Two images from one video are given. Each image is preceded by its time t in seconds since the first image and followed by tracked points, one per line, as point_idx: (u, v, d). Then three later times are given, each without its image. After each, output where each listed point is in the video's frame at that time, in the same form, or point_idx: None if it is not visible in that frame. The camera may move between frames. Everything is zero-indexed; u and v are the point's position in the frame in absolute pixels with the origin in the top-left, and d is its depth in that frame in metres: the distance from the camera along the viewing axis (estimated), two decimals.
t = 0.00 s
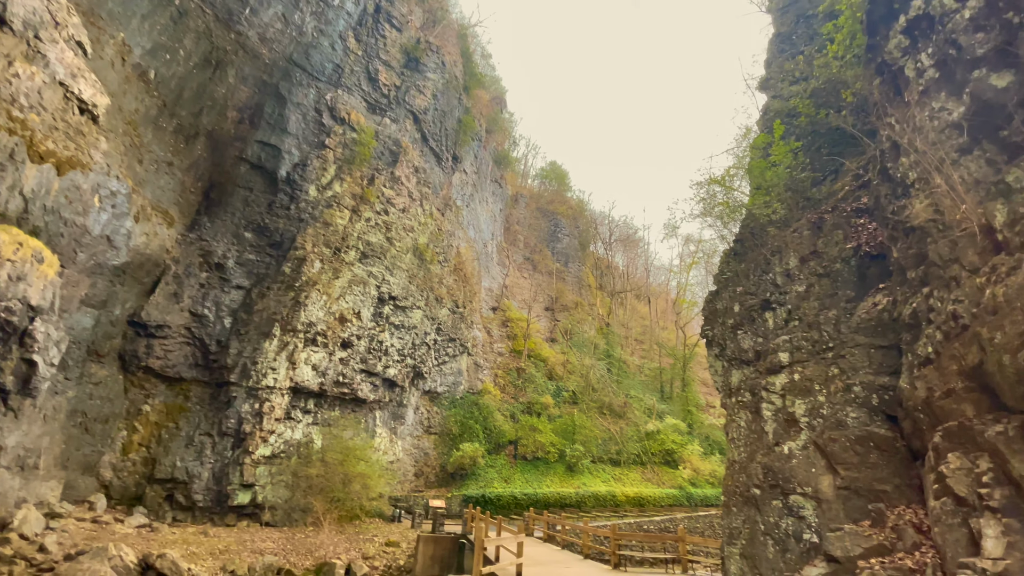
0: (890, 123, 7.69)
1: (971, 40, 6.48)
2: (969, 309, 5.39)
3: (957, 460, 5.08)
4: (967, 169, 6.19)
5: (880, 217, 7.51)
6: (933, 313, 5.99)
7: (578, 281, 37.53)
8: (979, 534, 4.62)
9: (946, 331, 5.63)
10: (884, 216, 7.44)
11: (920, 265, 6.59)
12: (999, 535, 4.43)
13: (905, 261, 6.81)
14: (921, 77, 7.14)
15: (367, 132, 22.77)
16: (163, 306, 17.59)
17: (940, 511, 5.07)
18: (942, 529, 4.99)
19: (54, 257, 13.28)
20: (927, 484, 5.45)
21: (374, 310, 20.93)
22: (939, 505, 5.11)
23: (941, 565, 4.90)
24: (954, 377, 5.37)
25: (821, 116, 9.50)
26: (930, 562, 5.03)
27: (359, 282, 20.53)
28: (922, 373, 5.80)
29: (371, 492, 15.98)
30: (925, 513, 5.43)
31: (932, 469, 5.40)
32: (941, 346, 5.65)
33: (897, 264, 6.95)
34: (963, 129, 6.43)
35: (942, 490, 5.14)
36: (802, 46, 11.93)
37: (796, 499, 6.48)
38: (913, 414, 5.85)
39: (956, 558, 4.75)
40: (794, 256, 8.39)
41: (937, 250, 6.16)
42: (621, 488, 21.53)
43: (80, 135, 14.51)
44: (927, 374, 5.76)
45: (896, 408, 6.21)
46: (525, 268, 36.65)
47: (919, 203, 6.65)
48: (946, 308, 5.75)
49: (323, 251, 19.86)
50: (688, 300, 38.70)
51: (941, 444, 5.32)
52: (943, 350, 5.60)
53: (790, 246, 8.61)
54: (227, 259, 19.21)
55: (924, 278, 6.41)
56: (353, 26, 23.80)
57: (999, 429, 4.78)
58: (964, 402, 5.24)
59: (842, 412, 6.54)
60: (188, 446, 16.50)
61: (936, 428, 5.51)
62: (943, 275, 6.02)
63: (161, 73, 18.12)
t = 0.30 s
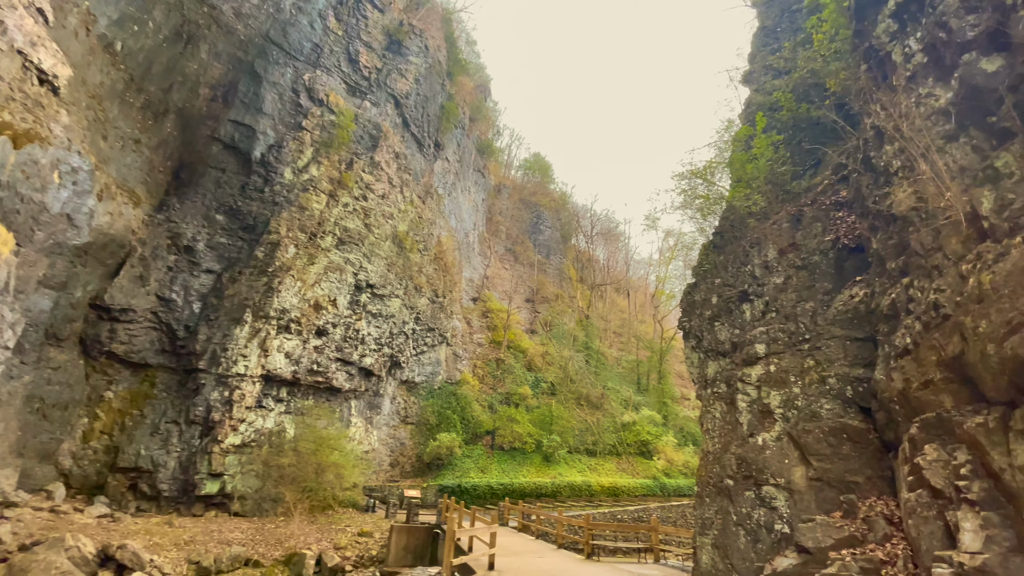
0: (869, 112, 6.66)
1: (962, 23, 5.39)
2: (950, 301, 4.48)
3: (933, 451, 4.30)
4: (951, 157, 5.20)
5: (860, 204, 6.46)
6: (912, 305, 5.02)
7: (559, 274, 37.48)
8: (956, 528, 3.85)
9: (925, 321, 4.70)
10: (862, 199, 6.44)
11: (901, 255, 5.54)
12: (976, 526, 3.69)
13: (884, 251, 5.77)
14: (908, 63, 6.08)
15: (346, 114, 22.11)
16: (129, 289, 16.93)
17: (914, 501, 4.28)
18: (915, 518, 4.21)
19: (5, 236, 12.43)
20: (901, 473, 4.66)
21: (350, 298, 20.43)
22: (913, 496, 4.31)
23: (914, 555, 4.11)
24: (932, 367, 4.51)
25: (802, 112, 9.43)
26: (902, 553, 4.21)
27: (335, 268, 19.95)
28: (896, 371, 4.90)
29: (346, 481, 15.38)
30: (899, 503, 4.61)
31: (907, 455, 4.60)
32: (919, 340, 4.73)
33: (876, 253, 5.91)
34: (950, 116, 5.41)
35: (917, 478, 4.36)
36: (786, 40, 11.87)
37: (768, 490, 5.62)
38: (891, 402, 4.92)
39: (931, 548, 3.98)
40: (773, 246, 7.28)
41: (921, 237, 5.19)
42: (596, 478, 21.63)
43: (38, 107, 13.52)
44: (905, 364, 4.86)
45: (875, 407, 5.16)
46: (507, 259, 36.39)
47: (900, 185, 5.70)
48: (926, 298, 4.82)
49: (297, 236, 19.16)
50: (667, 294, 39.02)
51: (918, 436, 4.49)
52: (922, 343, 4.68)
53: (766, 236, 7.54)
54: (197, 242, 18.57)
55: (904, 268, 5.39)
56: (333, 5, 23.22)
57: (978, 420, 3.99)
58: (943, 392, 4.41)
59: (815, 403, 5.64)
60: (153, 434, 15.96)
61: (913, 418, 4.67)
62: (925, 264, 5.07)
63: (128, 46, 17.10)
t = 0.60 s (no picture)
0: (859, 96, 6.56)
1: None
2: (940, 283, 4.32)
3: (917, 437, 4.15)
4: (943, 138, 5.02)
5: (845, 194, 6.35)
6: (898, 290, 4.91)
7: (539, 265, 37.37)
8: (941, 514, 3.71)
9: (913, 304, 4.57)
10: (846, 189, 6.33)
11: (887, 241, 5.43)
12: (962, 511, 3.54)
13: (869, 237, 5.66)
14: (901, 43, 5.89)
15: (324, 94, 21.38)
16: (90, 269, 16.01)
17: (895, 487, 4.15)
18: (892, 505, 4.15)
19: None
20: (876, 460, 4.66)
21: (326, 284, 19.94)
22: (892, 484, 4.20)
23: (892, 543, 4.04)
24: (918, 352, 4.36)
25: (785, 103, 9.35)
26: (879, 540, 4.15)
27: (311, 253, 19.40)
28: (880, 358, 4.77)
29: (318, 470, 15.18)
30: (874, 491, 4.60)
31: (888, 444, 4.48)
32: (907, 323, 4.58)
33: (861, 239, 5.79)
34: (945, 96, 5.22)
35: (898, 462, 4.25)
36: (770, 31, 11.76)
37: (744, 479, 5.59)
38: (872, 388, 4.78)
39: (910, 536, 3.88)
40: (753, 235, 7.22)
41: (911, 222, 4.99)
42: (572, 467, 21.70)
43: None
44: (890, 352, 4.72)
45: (856, 397, 5.04)
46: (488, 249, 35.98)
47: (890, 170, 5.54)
48: (914, 280, 4.68)
49: (272, 218, 18.49)
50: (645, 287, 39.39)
51: (902, 420, 4.34)
52: (909, 326, 4.54)
53: (749, 227, 7.44)
54: (164, 222, 17.71)
55: (890, 254, 5.26)
56: None
57: (967, 404, 3.81)
58: (928, 377, 4.24)
59: (794, 391, 5.57)
60: (115, 421, 15.23)
61: (895, 407, 4.53)
62: (915, 248, 4.88)
63: (92, 12, 15.78)
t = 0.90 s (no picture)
0: (849, 81, 6.40)
1: None
2: (932, 272, 4.20)
3: (903, 428, 4.00)
4: (937, 123, 4.93)
5: (828, 182, 6.34)
6: (885, 279, 4.79)
7: (519, 256, 37.14)
8: (927, 507, 3.58)
9: (900, 294, 4.45)
10: (830, 178, 6.30)
11: (873, 229, 5.33)
12: (951, 503, 3.41)
13: (854, 227, 5.57)
14: (897, 26, 5.74)
15: (300, 73, 20.56)
16: (45, 248, 14.99)
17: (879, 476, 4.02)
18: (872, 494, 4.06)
19: None
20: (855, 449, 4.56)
21: (299, 269, 19.37)
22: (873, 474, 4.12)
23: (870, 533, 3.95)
24: (905, 341, 4.23)
25: (769, 97, 9.25)
26: (857, 531, 4.04)
27: (283, 237, 18.80)
28: (863, 349, 4.67)
29: (289, 460, 14.57)
30: (851, 482, 4.52)
31: (871, 435, 4.36)
32: (893, 314, 4.47)
33: (845, 229, 5.72)
34: (941, 80, 5.11)
35: (882, 451, 4.15)
36: (754, 23, 11.65)
37: (721, 468, 5.56)
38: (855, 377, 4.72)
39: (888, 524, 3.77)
40: (735, 225, 7.12)
41: (901, 210, 4.93)
42: (547, 456, 21.75)
43: None
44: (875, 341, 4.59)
45: (835, 384, 5.04)
46: (467, 239, 35.47)
47: (880, 159, 5.43)
48: (903, 269, 4.57)
49: (243, 200, 17.80)
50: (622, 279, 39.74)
51: (886, 411, 4.24)
52: (896, 316, 4.42)
53: (731, 218, 7.32)
54: (128, 200, 16.69)
55: (876, 243, 5.18)
56: None
57: (956, 394, 3.70)
58: (914, 367, 4.13)
59: (773, 381, 5.55)
60: (73, 408, 14.41)
61: (878, 396, 4.42)
62: (903, 237, 4.80)
63: None
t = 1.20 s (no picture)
0: (842, 63, 6.12)
1: None
2: (928, 252, 4.07)
3: (893, 412, 3.91)
4: (936, 101, 4.56)
5: (813, 168, 6.22)
6: (876, 262, 4.68)
7: (501, 247, 36.67)
8: (919, 493, 3.47)
9: (893, 277, 4.34)
10: (815, 165, 6.18)
11: (863, 213, 5.20)
12: (946, 490, 3.28)
13: (843, 211, 5.43)
14: None
15: (278, 51, 19.71)
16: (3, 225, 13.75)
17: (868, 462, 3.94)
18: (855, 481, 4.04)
19: None
20: (838, 437, 4.58)
21: (274, 254, 18.78)
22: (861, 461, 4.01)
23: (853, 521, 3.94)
24: (898, 325, 4.15)
25: (753, 88, 9.15)
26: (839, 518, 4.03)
27: (258, 220, 18.17)
28: (851, 335, 4.61)
29: (262, 448, 13.98)
30: (832, 469, 4.49)
31: (859, 421, 4.24)
32: (885, 297, 4.37)
33: (832, 215, 5.61)
34: (942, 56, 4.67)
35: (869, 438, 4.09)
36: (741, 12, 11.47)
37: (701, 457, 5.49)
38: (842, 363, 4.65)
39: (871, 510, 3.76)
40: (719, 213, 7.02)
41: (896, 191, 4.70)
42: (525, 446, 21.73)
43: None
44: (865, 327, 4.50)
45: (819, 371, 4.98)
46: (449, 228, 34.86)
47: (871, 142, 5.18)
48: (897, 251, 4.42)
49: (215, 180, 16.98)
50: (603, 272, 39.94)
51: (876, 395, 4.13)
52: (887, 299, 4.33)
53: (715, 206, 7.24)
54: (93, 176, 15.59)
55: (867, 226, 5.05)
56: None
57: (952, 377, 3.60)
58: (906, 350, 4.04)
59: (755, 368, 5.48)
60: (33, 394, 13.34)
61: (866, 383, 4.37)
62: (898, 218, 4.62)
63: None
